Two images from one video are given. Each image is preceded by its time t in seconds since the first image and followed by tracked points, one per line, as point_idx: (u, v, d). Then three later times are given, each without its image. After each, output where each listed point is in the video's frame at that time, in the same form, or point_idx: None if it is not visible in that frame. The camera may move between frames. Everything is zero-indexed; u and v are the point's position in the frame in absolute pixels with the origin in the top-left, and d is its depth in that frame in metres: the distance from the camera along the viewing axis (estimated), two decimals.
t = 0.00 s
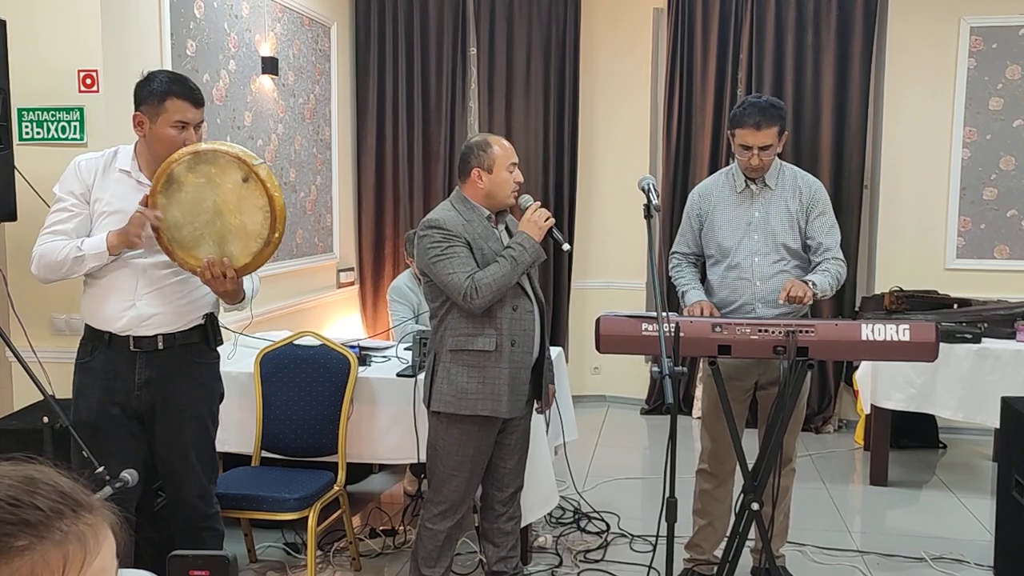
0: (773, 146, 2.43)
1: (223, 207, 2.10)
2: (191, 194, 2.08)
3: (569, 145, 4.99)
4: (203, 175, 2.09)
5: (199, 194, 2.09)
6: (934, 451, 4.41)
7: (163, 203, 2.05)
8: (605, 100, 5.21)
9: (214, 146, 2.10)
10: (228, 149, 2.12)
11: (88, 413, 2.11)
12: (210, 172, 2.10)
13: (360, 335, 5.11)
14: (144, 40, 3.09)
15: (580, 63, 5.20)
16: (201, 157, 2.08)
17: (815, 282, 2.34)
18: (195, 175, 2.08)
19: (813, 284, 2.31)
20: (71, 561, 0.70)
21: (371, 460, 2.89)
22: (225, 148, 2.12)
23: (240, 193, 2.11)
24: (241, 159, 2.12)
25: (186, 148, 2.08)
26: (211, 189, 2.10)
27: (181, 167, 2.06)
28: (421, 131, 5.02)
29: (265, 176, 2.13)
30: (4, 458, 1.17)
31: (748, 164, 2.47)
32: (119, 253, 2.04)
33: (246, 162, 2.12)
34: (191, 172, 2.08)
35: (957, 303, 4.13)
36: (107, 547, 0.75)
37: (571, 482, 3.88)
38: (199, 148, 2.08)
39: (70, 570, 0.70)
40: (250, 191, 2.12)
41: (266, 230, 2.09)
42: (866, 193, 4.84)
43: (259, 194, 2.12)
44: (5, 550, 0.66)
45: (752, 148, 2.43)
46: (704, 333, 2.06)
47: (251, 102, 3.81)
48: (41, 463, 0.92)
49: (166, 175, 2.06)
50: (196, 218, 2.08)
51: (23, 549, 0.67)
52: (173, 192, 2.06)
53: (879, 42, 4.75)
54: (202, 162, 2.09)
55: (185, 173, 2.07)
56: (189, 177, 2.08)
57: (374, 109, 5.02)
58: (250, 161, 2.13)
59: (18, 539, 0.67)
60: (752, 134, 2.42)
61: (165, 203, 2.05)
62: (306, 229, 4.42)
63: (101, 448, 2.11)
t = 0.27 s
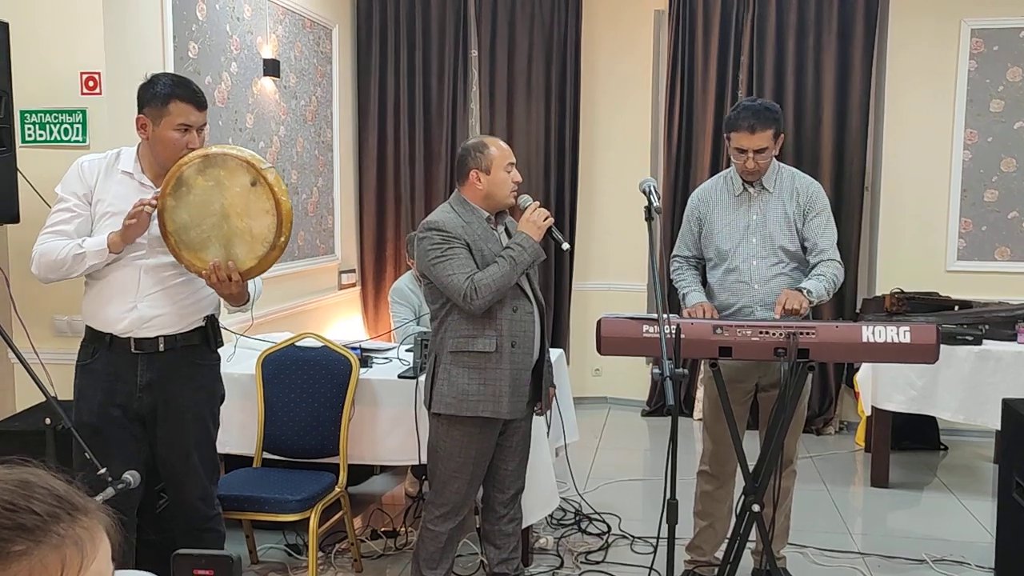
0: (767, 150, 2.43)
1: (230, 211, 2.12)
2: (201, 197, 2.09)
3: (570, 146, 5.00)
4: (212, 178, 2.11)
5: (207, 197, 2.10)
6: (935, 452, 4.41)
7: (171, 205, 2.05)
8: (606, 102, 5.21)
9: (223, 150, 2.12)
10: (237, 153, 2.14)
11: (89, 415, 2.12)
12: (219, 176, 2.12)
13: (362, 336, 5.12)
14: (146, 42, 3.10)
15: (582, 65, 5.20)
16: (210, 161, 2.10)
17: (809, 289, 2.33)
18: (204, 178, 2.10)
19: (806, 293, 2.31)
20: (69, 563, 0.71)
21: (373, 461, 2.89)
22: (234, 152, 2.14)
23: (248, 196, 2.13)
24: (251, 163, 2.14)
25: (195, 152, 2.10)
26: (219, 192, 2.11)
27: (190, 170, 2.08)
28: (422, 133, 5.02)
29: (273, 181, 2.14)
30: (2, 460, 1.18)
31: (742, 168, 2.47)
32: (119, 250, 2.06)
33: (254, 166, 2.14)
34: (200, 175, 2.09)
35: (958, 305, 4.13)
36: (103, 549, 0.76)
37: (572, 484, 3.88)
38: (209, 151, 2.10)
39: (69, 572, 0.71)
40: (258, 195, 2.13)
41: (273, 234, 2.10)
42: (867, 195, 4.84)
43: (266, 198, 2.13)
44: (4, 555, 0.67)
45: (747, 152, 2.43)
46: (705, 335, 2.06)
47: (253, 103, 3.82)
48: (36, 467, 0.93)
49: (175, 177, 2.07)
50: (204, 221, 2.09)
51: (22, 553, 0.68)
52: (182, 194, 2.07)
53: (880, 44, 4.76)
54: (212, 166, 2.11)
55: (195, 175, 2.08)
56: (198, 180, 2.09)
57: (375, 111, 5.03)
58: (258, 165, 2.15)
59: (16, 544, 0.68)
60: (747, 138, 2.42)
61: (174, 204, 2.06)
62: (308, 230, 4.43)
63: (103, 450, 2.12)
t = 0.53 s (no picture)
0: (764, 152, 2.43)
1: (232, 214, 2.13)
2: (203, 200, 2.10)
3: (571, 148, 5.00)
4: (215, 181, 2.12)
5: (210, 200, 2.11)
6: (936, 454, 4.41)
7: (174, 208, 2.07)
8: (607, 104, 5.21)
9: (226, 154, 2.14)
10: (240, 157, 2.16)
11: (89, 417, 2.12)
12: (221, 179, 2.13)
13: (363, 338, 5.12)
14: (148, 44, 3.10)
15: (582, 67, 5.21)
16: (213, 164, 2.12)
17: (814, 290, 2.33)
18: (207, 181, 2.11)
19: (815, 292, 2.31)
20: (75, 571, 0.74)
21: (373, 463, 2.89)
22: (236, 156, 2.16)
23: (250, 199, 2.14)
24: (253, 166, 2.16)
25: (197, 156, 2.12)
26: (221, 195, 2.12)
27: (193, 173, 2.09)
28: (423, 134, 5.03)
29: (274, 183, 2.16)
30: None
31: (739, 171, 2.47)
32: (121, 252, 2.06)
33: (257, 169, 2.16)
34: (203, 178, 2.11)
35: (960, 307, 4.12)
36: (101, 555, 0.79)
37: (573, 486, 3.88)
38: (212, 155, 2.12)
39: None
40: (259, 198, 2.15)
41: (274, 237, 2.11)
42: (868, 197, 4.84)
43: (268, 201, 2.14)
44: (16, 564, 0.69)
45: (743, 155, 2.43)
46: (705, 337, 2.06)
47: (254, 105, 3.82)
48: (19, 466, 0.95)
49: (179, 181, 2.08)
50: (206, 224, 2.10)
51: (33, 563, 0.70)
52: (185, 198, 2.08)
53: (880, 46, 4.76)
54: (214, 170, 2.12)
55: (198, 178, 2.09)
56: (200, 183, 2.10)
57: (376, 112, 5.03)
58: (260, 168, 2.17)
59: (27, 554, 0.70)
60: (743, 141, 2.41)
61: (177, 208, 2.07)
62: (309, 232, 4.43)
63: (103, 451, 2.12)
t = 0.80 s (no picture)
0: (761, 154, 2.43)
1: (231, 217, 2.13)
2: (202, 203, 2.11)
3: (571, 149, 5.00)
4: (213, 185, 2.12)
5: (209, 204, 2.11)
6: (936, 455, 4.40)
7: (176, 213, 2.08)
8: (607, 105, 5.21)
9: (224, 157, 2.15)
10: (238, 160, 2.17)
11: (88, 417, 2.12)
12: (220, 183, 2.13)
13: (363, 339, 5.12)
14: (148, 44, 3.10)
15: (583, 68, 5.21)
16: (211, 167, 2.12)
17: (815, 291, 2.33)
18: (206, 185, 2.12)
19: (815, 294, 2.31)
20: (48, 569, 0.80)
21: (374, 463, 2.89)
22: (234, 159, 2.17)
23: (248, 202, 2.15)
24: (251, 168, 2.16)
25: (196, 159, 2.12)
26: (219, 198, 2.12)
27: (192, 177, 2.10)
28: (423, 135, 5.03)
29: (272, 186, 2.16)
30: None
31: (737, 173, 2.47)
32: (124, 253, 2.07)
33: (255, 172, 2.16)
34: (202, 182, 2.11)
35: (960, 308, 4.12)
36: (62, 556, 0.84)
37: (573, 487, 3.88)
38: (210, 159, 2.13)
39: None
40: (258, 201, 2.15)
41: (273, 238, 2.11)
42: (868, 198, 4.84)
43: (266, 203, 2.14)
44: None
45: (740, 157, 2.43)
46: (705, 338, 2.06)
47: (255, 106, 3.82)
48: None
49: (179, 185, 2.09)
50: (206, 228, 2.10)
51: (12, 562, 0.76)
52: (185, 202, 2.09)
53: (881, 47, 4.76)
54: (213, 173, 2.13)
55: (197, 182, 2.10)
56: (199, 187, 2.11)
57: (377, 113, 5.03)
58: (258, 170, 2.17)
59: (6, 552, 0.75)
60: (740, 143, 2.41)
61: (178, 212, 2.08)
62: (309, 233, 4.43)
63: (103, 452, 2.12)
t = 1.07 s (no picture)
0: (762, 155, 2.43)
1: (232, 215, 2.13)
2: (202, 201, 2.10)
3: (573, 150, 5.00)
4: (214, 183, 2.11)
5: (209, 201, 2.11)
6: (938, 457, 4.40)
7: (174, 209, 2.07)
8: (609, 105, 5.21)
9: (224, 154, 2.13)
10: (239, 157, 2.15)
11: (89, 417, 2.12)
12: (220, 180, 2.13)
13: (364, 340, 5.12)
14: (150, 45, 3.09)
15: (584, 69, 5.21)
16: (212, 165, 2.11)
17: (815, 293, 2.33)
18: (206, 183, 2.11)
19: (814, 296, 2.31)
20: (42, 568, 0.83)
21: (375, 464, 2.89)
22: (236, 156, 2.15)
23: (250, 201, 2.14)
24: (252, 167, 2.15)
25: (197, 156, 2.11)
26: (220, 197, 2.12)
27: (192, 174, 2.09)
28: (425, 136, 5.03)
29: (274, 185, 2.15)
30: None
31: (738, 174, 2.47)
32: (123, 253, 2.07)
33: (256, 170, 2.14)
34: (203, 180, 2.10)
35: (961, 309, 4.11)
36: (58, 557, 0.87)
37: (574, 488, 3.88)
38: (211, 156, 2.11)
39: None
40: (260, 199, 2.14)
41: (274, 238, 2.11)
42: (870, 200, 4.84)
43: (268, 202, 2.14)
44: None
45: (741, 158, 2.43)
46: (707, 339, 2.06)
47: (256, 106, 3.82)
48: None
49: (178, 182, 2.08)
50: (207, 226, 2.10)
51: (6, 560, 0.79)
52: (184, 199, 2.08)
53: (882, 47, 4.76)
54: (212, 171, 2.12)
55: (197, 180, 2.09)
56: (199, 185, 2.10)
57: (378, 114, 5.03)
58: (259, 169, 2.15)
59: None
60: (740, 144, 2.41)
61: (177, 210, 2.07)
62: (310, 233, 4.43)
63: (104, 452, 2.13)
